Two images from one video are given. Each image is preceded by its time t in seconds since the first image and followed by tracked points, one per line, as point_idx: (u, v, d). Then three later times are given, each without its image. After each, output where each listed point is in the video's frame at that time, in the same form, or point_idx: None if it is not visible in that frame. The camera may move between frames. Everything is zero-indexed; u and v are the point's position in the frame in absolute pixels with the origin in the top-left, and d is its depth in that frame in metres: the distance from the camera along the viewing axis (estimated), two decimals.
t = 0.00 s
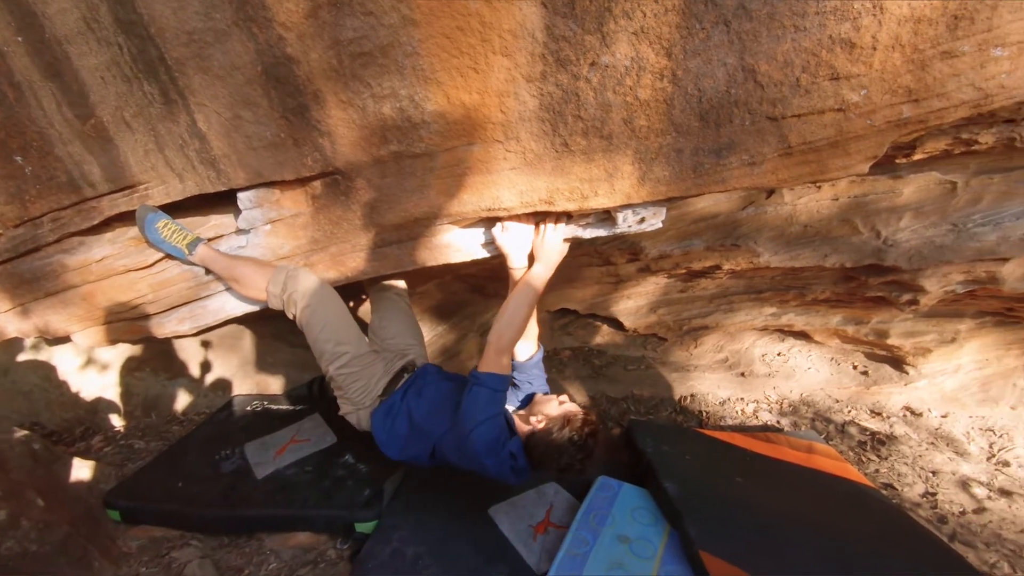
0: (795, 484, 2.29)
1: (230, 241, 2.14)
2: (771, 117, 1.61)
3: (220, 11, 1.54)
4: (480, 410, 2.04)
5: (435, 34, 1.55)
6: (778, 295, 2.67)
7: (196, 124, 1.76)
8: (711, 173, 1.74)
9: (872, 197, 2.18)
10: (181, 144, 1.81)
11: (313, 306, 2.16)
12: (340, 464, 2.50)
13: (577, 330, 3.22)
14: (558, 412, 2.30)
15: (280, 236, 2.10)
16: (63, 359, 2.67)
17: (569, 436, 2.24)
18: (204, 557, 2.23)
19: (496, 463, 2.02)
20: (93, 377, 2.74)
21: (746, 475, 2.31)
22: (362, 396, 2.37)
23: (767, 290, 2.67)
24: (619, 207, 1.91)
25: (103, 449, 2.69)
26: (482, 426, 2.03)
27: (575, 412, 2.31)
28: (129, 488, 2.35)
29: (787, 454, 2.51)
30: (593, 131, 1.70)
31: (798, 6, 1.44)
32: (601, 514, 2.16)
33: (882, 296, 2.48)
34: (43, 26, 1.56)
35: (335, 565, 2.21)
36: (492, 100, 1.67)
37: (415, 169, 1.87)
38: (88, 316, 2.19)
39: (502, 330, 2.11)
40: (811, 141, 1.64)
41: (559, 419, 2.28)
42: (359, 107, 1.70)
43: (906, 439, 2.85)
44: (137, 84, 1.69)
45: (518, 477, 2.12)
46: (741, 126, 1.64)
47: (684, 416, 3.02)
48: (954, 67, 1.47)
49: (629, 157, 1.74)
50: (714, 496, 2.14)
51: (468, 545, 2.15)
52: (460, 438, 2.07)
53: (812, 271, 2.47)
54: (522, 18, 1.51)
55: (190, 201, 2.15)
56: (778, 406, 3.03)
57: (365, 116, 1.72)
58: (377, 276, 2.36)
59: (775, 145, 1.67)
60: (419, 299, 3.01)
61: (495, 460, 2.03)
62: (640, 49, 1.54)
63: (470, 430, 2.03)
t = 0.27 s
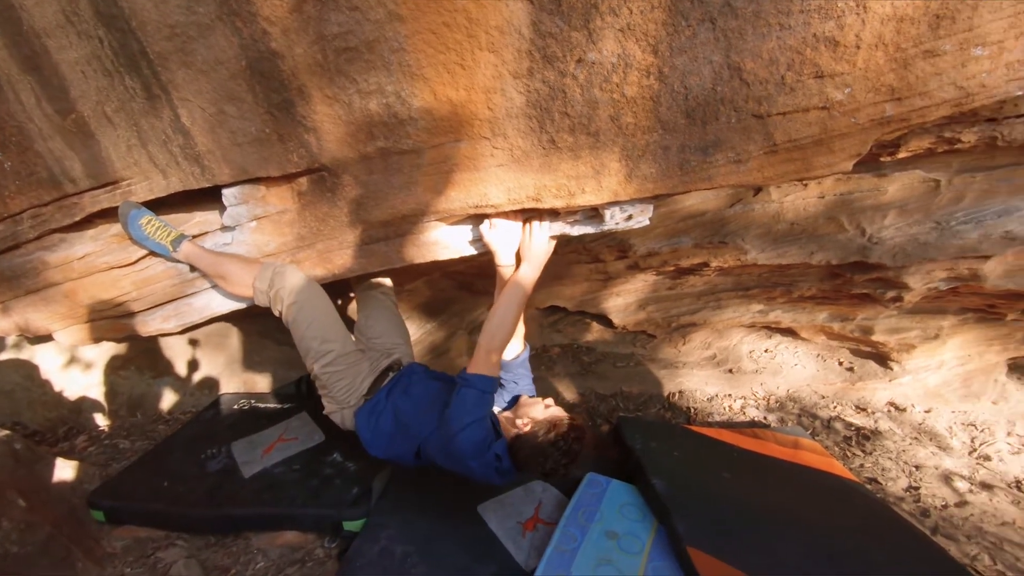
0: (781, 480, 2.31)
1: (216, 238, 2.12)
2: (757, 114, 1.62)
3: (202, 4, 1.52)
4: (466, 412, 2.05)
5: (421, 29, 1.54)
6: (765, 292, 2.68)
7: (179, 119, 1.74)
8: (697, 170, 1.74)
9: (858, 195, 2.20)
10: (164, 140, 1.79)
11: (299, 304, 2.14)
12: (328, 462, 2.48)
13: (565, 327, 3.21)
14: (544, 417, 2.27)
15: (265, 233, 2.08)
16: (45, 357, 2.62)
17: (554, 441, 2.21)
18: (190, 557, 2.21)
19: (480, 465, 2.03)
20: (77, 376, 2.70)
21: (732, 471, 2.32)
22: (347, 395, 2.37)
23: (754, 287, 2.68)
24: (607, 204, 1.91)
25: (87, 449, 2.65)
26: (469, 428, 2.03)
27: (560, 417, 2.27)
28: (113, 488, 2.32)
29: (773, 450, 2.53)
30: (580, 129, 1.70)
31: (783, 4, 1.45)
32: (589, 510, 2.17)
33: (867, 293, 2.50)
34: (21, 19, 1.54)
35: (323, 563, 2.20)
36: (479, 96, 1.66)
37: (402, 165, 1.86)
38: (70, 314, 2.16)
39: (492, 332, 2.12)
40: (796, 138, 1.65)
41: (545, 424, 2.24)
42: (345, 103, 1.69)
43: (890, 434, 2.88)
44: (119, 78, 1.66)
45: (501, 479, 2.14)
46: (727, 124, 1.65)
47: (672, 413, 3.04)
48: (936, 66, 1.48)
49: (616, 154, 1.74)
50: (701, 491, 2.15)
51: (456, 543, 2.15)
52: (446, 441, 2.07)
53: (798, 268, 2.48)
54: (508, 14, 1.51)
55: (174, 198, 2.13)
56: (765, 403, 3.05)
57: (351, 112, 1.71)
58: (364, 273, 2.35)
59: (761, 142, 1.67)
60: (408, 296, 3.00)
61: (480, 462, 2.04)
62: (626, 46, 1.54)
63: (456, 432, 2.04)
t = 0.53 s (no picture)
0: (770, 474, 2.33)
1: (204, 235, 2.10)
2: (746, 112, 1.62)
3: None
4: (469, 413, 2.09)
5: (410, 25, 1.53)
6: (755, 288, 2.70)
7: (165, 115, 1.72)
8: (687, 167, 1.75)
9: (846, 192, 2.21)
10: (150, 135, 1.77)
11: (291, 300, 2.13)
12: (319, 460, 2.47)
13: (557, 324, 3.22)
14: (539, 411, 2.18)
15: (255, 229, 2.07)
16: (30, 355, 2.57)
17: (552, 435, 2.15)
18: (179, 557, 2.20)
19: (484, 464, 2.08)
20: (62, 374, 2.65)
21: (722, 466, 2.34)
22: (339, 392, 2.36)
23: (744, 283, 2.69)
24: (597, 201, 1.91)
25: (74, 449, 2.63)
26: (471, 429, 2.08)
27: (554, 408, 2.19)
28: (101, 487, 2.30)
29: (762, 445, 2.55)
30: (571, 125, 1.70)
31: (772, 2, 1.45)
32: (580, 506, 2.18)
33: (855, 289, 2.52)
34: (2, 12, 1.51)
35: (314, 561, 2.19)
36: (469, 92, 1.65)
37: (392, 162, 1.85)
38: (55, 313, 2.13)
39: (489, 333, 2.15)
40: (785, 135, 1.66)
41: (541, 418, 2.16)
42: (334, 98, 1.68)
43: (878, 428, 2.91)
44: (103, 72, 1.64)
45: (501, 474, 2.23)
46: (716, 121, 1.65)
47: (663, 408, 3.04)
48: (923, 64, 1.49)
49: (606, 151, 1.74)
50: (691, 486, 2.16)
51: (448, 540, 2.15)
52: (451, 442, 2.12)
53: (787, 264, 2.50)
54: (498, 10, 1.50)
55: (161, 194, 2.11)
56: (755, 398, 3.07)
57: (340, 108, 1.70)
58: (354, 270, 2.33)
59: (750, 139, 1.68)
60: (399, 293, 2.98)
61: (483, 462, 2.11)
62: (616, 43, 1.54)
63: (459, 435, 2.08)
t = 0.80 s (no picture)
0: (762, 470, 2.34)
1: (195, 232, 2.08)
2: (737, 109, 1.63)
3: None
4: (488, 409, 2.19)
5: (401, 21, 1.52)
6: (746, 285, 2.71)
7: (153, 112, 1.71)
8: (678, 164, 1.75)
9: (836, 189, 2.23)
10: (138, 133, 1.76)
11: (283, 298, 2.12)
12: (311, 459, 2.47)
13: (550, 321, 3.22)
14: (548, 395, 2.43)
15: (245, 227, 2.05)
16: (18, 355, 2.52)
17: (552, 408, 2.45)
18: (171, 557, 2.19)
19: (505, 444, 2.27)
20: (51, 374, 2.63)
21: (714, 461, 2.35)
22: (331, 392, 2.35)
23: (736, 281, 2.71)
24: (589, 198, 1.91)
25: (63, 449, 2.61)
26: (493, 422, 2.20)
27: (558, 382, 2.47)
28: (90, 488, 2.29)
29: (753, 440, 2.57)
30: (562, 122, 1.70)
31: None
32: (573, 503, 2.19)
33: (845, 286, 2.54)
34: None
35: (307, 560, 2.19)
36: (460, 89, 1.65)
37: (383, 159, 1.84)
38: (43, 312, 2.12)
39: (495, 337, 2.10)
40: (775, 133, 1.67)
41: (549, 400, 2.44)
42: (324, 95, 1.67)
43: (867, 423, 2.93)
44: (89, 69, 1.62)
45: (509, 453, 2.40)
46: (707, 118, 1.66)
47: (655, 405, 3.07)
48: (910, 62, 1.50)
49: (597, 148, 1.75)
50: (683, 482, 2.17)
51: (440, 537, 2.15)
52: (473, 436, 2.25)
53: (778, 261, 2.51)
54: (488, 7, 1.49)
55: (150, 192, 2.09)
56: (746, 394, 3.09)
57: (331, 105, 1.69)
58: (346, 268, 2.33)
59: (741, 137, 1.68)
60: (392, 291, 2.97)
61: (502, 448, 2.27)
62: (607, 40, 1.54)
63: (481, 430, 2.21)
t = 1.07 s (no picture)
0: (754, 466, 2.36)
1: (185, 232, 2.07)
2: (727, 108, 1.64)
3: None
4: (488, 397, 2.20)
5: (392, 20, 1.51)
6: (738, 283, 2.73)
7: (142, 111, 1.69)
8: (669, 163, 1.76)
9: (826, 187, 2.24)
10: (127, 132, 1.74)
11: (275, 303, 2.12)
12: (304, 459, 2.46)
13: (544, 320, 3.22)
14: (547, 372, 2.48)
15: (236, 227, 2.04)
16: (5, 357, 2.51)
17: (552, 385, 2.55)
18: (162, 559, 2.17)
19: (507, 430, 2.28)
20: (39, 376, 2.60)
21: (707, 459, 2.36)
22: (329, 395, 2.34)
23: (727, 278, 2.72)
24: (581, 198, 1.92)
25: (52, 451, 2.59)
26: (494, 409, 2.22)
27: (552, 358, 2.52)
28: (80, 491, 2.27)
29: (746, 437, 2.59)
30: (554, 121, 1.70)
31: None
32: (567, 501, 2.19)
33: (835, 283, 2.55)
34: None
35: (300, 561, 2.18)
36: (452, 88, 1.65)
37: (375, 159, 1.83)
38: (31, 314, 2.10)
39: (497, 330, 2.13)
40: (765, 132, 1.67)
41: (547, 377, 2.49)
42: (315, 94, 1.66)
43: (858, 420, 2.95)
44: (77, 67, 1.60)
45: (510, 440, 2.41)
46: (697, 117, 1.66)
47: (648, 403, 3.08)
48: (899, 61, 1.51)
49: (589, 147, 1.75)
50: (676, 480, 2.18)
51: (434, 537, 2.15)
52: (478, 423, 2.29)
53: (769, 259, 2.52)
54: (479, 5, 1.49)
55: (139, 192, 2.07)
56: (738, 391, 3.10)
57: (321, 104, 1.68)
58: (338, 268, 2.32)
59: (731, 135, 1.69)
60: (384, 290, 2.96)
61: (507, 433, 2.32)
62: (598, 39, 1.54)
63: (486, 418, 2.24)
